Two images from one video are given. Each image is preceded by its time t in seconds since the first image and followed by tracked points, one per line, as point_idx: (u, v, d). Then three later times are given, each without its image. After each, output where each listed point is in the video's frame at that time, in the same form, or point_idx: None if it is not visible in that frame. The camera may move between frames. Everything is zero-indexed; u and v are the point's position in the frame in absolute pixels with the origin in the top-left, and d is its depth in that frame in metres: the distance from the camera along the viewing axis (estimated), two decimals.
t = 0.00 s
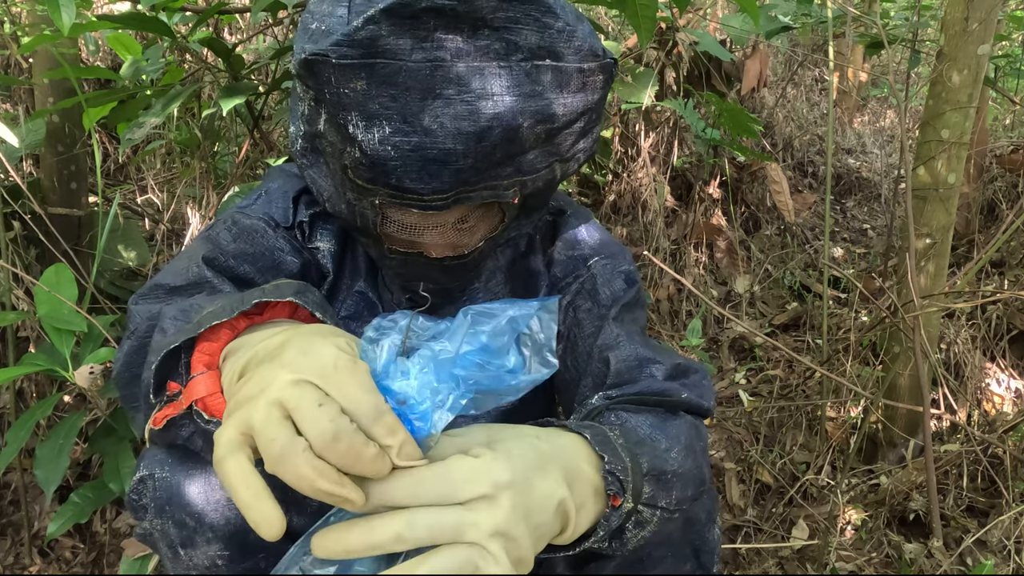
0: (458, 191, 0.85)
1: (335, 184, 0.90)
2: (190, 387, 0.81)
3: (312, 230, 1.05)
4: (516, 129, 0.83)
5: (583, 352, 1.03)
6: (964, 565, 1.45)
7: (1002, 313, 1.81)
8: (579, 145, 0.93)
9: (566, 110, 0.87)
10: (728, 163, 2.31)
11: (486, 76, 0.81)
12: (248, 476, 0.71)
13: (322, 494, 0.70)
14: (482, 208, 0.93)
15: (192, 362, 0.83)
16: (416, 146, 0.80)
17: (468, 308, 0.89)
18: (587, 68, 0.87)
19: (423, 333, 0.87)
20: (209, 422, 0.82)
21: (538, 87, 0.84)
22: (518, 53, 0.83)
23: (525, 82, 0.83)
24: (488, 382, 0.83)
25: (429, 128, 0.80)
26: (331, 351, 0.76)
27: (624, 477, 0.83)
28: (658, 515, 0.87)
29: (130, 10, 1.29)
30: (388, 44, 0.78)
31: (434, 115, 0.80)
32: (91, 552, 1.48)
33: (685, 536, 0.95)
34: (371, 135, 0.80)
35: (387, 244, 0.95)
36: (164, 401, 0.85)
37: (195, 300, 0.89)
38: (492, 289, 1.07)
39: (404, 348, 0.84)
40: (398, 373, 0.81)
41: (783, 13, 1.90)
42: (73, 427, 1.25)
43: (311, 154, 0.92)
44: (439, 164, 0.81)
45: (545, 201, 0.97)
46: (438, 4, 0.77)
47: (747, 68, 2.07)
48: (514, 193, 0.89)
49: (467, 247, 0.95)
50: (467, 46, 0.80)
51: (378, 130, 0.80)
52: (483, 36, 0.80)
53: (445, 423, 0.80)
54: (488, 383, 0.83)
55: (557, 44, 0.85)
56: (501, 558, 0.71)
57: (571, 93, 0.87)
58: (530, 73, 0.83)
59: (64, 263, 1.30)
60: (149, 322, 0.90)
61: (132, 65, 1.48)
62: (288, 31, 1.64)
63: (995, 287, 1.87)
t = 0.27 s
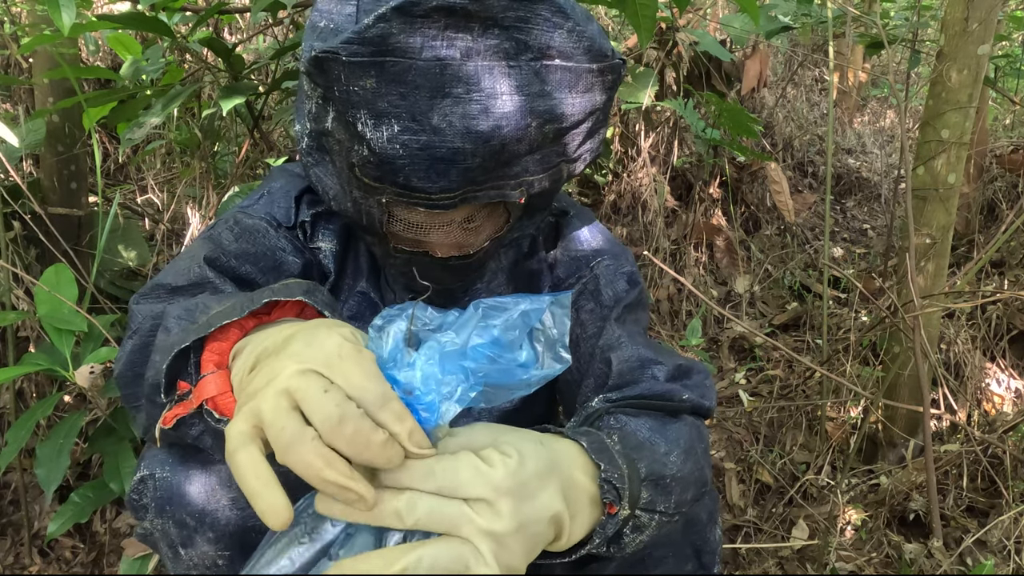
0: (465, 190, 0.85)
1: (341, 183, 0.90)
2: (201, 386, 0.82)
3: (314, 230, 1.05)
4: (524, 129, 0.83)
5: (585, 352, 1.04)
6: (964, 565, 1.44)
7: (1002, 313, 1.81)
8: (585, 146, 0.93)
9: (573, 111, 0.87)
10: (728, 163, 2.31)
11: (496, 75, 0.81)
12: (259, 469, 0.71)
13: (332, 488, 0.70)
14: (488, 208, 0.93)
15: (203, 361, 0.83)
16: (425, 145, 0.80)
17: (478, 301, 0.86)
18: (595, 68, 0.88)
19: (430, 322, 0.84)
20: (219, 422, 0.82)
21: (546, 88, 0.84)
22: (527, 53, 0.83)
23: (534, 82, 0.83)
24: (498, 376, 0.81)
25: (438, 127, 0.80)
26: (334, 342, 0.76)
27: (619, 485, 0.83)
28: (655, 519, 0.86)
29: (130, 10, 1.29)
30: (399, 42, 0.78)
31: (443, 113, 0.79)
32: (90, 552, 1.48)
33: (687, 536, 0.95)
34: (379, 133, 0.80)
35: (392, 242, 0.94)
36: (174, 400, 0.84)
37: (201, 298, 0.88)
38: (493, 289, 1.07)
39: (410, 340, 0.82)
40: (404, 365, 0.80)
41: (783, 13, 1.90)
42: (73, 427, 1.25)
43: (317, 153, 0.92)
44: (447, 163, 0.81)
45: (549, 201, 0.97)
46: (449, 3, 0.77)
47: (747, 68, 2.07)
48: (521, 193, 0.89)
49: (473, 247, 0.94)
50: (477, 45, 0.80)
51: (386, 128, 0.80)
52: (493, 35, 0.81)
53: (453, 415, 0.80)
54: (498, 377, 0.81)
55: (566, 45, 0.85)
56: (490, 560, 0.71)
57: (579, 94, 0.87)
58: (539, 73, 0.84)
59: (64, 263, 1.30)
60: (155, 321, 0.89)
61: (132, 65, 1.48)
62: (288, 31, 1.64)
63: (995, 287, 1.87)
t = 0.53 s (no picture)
0: (465, 190, 0.84)
1: (340, 183, 0.90)
2: (160, 394, 0.82)
3: (309, 231, 1.05)
4: (524, 128, 0.83)
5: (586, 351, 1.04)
6: (964, 565, 1.45)
7: (1002, 313, 1.81)
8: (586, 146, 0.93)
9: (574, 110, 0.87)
10: (728, 163, 2.31)
11: (496, 74, 0.81)
12: (269, 483, 0.71)
13: (334, 487, 0.71)
14: (489, 206, 0.92)
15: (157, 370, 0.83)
16: (426, 144, 0.80)
17: (551, 290, 0.80)
18: (596, 68, 0.88)
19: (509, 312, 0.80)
20: (185, 426, 0.82)
21: (547, 87, 0.84)
22: (528, 52, 0.83)
23: (535, 81, 0.83)
24: (568, 374, 0.75)
25: (439, 126, 0.79)
26: (292, 337, 0.75)
27: (662, 483, 0.84)
28: (679, 518, 0.87)
29: (130, 10, 1.29)
30: (400, 41, 0.78)
31: (443, 112, 0.79)
32: (90, 552, 1.48)
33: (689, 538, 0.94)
34: (380, 133, 0.80)
35: (392, 242, 0.95)
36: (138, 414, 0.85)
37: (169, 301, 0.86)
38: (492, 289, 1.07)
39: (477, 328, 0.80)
40: (467, 349, 0.78)
41: (783, 13, 1.90)
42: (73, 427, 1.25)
43: (315, 153, 0.92)
44: (447, 163, 0.81)
45: (550, 202, 0.98)
46: (451, 2, 0.77)
47: (747, 69, 2.08)
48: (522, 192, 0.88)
49: (473, 246, 0.95)
50: (478, 44, 0.80)
51: (387, 128, 0.79)
52: (494, 35, 0.81)
53: (516, 407, 0.78)
54: (567, 374, 0.75)
55: (566, 44, 0.85)
56: (547, 556, 0.72)
57: (580, 94, 0.88)
58: (540, 72, 0.83)
59: (64, 262, 1.30)
60: (126, 326, 0.87)
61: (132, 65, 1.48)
62: (288, 31, 1.64)
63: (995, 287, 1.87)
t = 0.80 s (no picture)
0: (473, 196, 0.84)
1: (346, 188, 0.89)
2: (150, 393, 0.86)
3: (305, 234, 1.05)
4: (535, 135, 0.83)
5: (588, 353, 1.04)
6: (964, 565, 1.45)
7: (1002, 313, 1.81)
8: (595, 152, 0.93)
9: (584, 117, 0.87)
10: (728, 163, 2.31)
11: (509, 83, 0.81)
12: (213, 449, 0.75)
13: (262, 453, 0.73)
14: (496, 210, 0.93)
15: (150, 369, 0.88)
16: (436, 151, 0.80)
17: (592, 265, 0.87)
18: (608, 75, 0.88)
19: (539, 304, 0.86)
20: (174, 426, 0.86)
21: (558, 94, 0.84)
22: (540, 59, 0.83)
23: (546, 89, 0.83)
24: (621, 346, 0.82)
25: (448, 133, 0.79)
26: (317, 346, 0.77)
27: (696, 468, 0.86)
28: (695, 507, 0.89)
29: (130, 10, 1.29)
30: (411, 49, 0.78)
31: (456, 120, 0.79)
32: (90, 552, 1.48)
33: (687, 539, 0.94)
34: (389, 139, 0.79)
35: (397, 245, 0.93)
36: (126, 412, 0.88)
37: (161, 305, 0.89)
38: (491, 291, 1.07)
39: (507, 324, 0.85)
40: (523, 342, 0.81)
41: (783, 12, 1.90)
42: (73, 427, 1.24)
43: (319, 156, 0.91)
44: (456, 169, 0.81)
45: (555, 205, 0.98)
46: (463, 10, 0.78)
47: (747, 69, 2.08)
48: (530, 197, 0.88)
49: (479, 251, 0.95)
50: (489, 52, 0.80)
51: (397, 134, 0.79)
52: (506, 42, 0.81)
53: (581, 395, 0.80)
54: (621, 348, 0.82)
55: (578, 51, 0.85)
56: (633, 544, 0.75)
57: (590, 101, 0.87)
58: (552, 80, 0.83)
59: (64, 263, 1.30)
60: (116, 330, 0.89)
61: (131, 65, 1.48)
62: (289, 31, 1.64)
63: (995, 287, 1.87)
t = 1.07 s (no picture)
0: (489, 196, 0.85)
1: (358, 187, 0.89)
2: (166, 386, 0.83)
3: (305, 236, 1.04)
4: (553, 133, 0.83)
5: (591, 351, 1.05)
6: (964, 565, 1.45)
7: (1002, 313, 1.81)
8: (608, 153, 0.93)
9: (601, 116, 0.87)
10: (728, 163, 2.31)
11: (529, 80, 0.82)
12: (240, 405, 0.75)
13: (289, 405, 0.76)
14: (506, 215, 0.94)
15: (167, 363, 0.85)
16: (455, 149, 0.80)
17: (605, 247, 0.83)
18: (626, 76, 0.87)
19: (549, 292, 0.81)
20: (187, 421, 0.83)
21: (577, 93, 0.84)
22: (559, 58, 0.83)
23: (564, 88, 0.83)
24: (631, 328, 0.79)
25: (468, 131, 0.79)
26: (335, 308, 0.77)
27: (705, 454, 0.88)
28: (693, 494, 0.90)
29: (130, 10, 1.29)
30: (433, 46, 0.78)
31: (476, 115, 0.79)
32: (90, 552, 1.48)
33: (684, 538, 0.95)
34: (408, 137, 0.79)
35: (407, 245, 0.95)
36: (140, 402, 0.85)
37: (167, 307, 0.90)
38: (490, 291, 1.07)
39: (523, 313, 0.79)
40: (538, 336, 0.76)
41: (783, 12, 1.90)
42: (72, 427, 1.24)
43: (330, 155, 0.90)
44: (474, 168, 0.81)
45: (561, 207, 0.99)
46: (486, 7, 0.78)
47: (747, 68, 2.08)
48: (544, 197, 0.88)
49: (489, 253, 0.96)
50: (508, 50, 0.81)
51: (417, 131, 0.79)
52: (526, 41, 0.81)
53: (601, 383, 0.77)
54: (632, 330, 0.79)
55: (596, 50, 0.85)
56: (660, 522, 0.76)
57: (608, 100, 0.87)
58: (570, 79, 0.84)
59: (64, 262, 1.30)
60: (120, 331, 0.90)
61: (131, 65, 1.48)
62: (288, 31, 1.65)
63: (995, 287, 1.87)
